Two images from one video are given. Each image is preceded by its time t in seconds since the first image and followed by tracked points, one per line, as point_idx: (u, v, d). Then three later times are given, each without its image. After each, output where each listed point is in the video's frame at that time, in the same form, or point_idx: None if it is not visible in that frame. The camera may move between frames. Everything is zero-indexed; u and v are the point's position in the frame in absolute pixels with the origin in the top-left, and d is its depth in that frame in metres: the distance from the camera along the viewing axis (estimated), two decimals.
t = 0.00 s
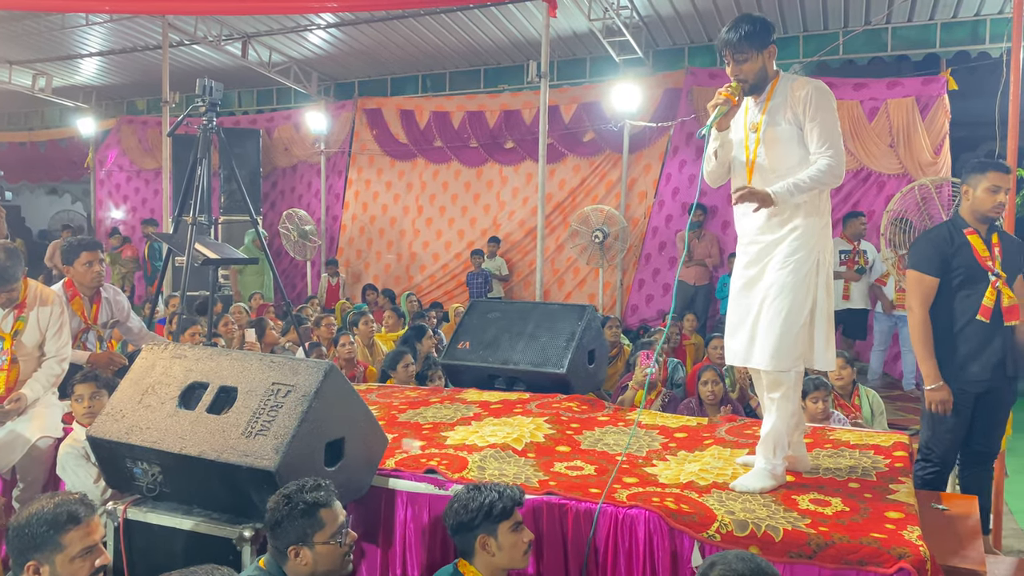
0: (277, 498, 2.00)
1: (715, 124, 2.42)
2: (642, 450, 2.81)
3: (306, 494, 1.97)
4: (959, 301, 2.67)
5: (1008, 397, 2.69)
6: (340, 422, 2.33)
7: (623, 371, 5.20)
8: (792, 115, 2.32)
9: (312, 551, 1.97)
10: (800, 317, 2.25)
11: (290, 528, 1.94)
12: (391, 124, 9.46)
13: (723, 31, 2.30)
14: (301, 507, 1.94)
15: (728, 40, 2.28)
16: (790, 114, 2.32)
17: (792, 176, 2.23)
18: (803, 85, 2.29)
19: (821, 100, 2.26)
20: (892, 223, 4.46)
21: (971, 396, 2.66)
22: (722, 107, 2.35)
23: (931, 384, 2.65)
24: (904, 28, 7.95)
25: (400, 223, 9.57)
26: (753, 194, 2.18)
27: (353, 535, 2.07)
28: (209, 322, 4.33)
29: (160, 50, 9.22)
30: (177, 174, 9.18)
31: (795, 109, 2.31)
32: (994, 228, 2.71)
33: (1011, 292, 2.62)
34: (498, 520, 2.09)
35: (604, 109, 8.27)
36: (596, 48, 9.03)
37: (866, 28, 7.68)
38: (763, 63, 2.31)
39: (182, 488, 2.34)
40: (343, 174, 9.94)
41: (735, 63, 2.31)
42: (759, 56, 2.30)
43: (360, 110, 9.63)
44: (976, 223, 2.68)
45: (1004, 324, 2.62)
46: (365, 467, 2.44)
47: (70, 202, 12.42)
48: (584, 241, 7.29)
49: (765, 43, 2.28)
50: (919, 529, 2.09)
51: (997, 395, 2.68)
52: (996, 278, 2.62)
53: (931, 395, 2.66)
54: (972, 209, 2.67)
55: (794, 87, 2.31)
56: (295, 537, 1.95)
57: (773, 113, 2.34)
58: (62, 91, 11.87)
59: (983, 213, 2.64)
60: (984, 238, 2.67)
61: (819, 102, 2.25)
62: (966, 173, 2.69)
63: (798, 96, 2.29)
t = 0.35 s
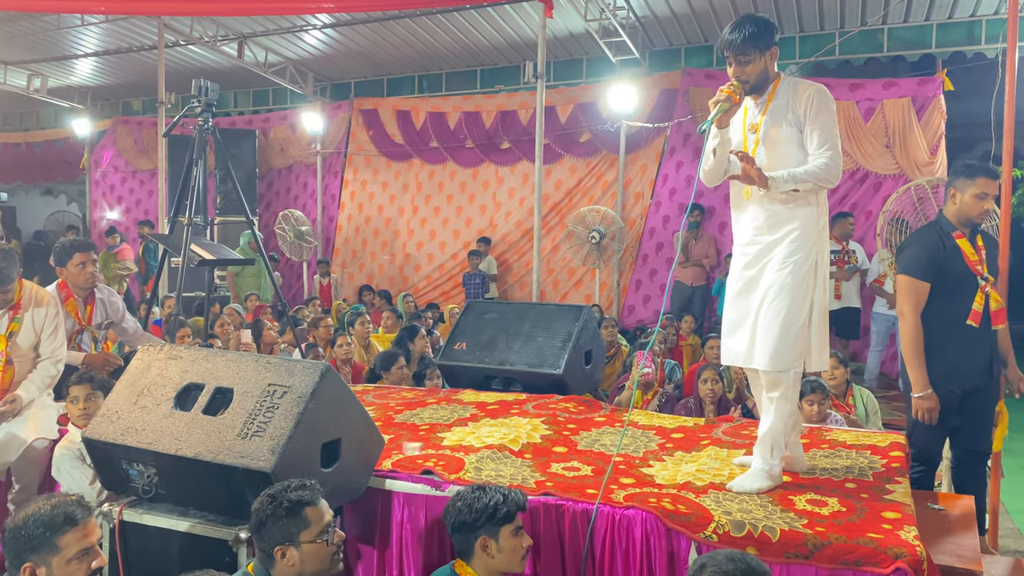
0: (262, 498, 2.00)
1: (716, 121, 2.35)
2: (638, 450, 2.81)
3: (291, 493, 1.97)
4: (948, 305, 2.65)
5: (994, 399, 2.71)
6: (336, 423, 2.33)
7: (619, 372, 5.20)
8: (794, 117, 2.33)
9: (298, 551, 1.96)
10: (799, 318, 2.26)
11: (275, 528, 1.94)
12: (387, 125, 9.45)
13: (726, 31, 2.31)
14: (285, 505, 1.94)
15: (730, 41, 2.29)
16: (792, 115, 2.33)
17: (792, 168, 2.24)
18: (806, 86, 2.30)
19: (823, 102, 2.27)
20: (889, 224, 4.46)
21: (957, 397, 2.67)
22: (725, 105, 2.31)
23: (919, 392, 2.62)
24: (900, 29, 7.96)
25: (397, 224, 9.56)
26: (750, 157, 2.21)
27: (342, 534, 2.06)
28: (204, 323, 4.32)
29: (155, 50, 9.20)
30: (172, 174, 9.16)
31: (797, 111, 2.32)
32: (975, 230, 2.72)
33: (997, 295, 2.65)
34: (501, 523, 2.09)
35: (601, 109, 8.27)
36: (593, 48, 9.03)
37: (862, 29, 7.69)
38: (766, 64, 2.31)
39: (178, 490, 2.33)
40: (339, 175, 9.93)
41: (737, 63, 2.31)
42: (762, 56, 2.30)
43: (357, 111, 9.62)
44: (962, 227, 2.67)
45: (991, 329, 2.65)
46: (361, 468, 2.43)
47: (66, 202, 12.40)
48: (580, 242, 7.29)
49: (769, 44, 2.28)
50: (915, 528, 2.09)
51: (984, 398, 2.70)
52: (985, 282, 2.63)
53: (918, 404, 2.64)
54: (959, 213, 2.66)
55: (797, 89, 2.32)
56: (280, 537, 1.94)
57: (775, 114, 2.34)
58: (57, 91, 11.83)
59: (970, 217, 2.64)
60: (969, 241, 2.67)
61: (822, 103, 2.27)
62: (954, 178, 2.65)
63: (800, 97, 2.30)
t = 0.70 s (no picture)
0: (258, 507, 1.99)
1: (715, 115, 2.38)
2: (636, 450, 2.81)
3: (288, 506, 1.96)
4: (940, 307, 2.65)
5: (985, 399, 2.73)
6: (334, 423, 2.33)
7: (617, 372, 5.20)
8: (794, 116, 2.33)
9: (292, 563, 1.96)
10: (797, 317, 2.26)
11: (271, 538, 1.94)
12: (384, 125, 9.45)
13: (724, 30, 2.31)
14: (283, 518, 1.94)
15: (730, 38, 2.29)
16: (793, 114, 2.33)
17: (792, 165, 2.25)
18: (806, 84, 2.31)
19: (823, 102, 2.28)
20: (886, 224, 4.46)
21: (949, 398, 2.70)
22: (723, 100, 2.33)
23: (928, 395, 2.59)
24: (897, 29, 7.97)
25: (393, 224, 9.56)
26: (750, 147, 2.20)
27: (338, 545, 2.05)
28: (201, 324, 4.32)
29: (152, 50, 9.19)
30: (169, 174, 9.15)
31: (797, 110, 2.32)
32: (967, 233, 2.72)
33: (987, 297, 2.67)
34: (498, 525, 2.09)
35: (598, 109, 8.27)
36: (590, 48, 9.03)
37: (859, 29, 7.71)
38: (764, 62, 2.31)
39: (175, 490, 2.33)
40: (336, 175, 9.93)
41: (736, 61, 2.32)
42: (760, 54, 2.30)
43: (354, 111, 9.62)
44: (955, 230, 2.67)
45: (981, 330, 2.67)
46: (358, 467, 2.43)
47: (63, 202, 12.46)
48: (577, 242, 7.30)
49: (768, 42, 2.28)
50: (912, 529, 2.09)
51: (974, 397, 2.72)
52: (976, 285, 2.65)
53: (927, 406, 2.60)
54: (951, 217, 2.66)
55: (798, 88, 2.32)
56: (276, 548, 1.94)
57: (775, 113, 2.35)
58: (54, 91, 11.82)
59: (963, 222, 2.65)
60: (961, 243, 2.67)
61: (821, 102, 2.28)
62: (959, 181, 2.64)
63: (801, 96, 2.31)
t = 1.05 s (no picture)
0: (247, 496, 2.00)
1: (711, 113, 2.38)
2: (634, 449, 2.81)
3: (274, 492, 1.97)
4: (938, 306, 2.66)
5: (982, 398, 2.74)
6: (331, 420, 2.33)
7: (615, 371, 5.21)
8: (793, 116, 2.33)
9: (283, 549, 1.96)
10: (795, 317, 2.26)
11: (259, 525, 1.94)
12: (382, 124, 9.45)
13: (722, 29, 2.32)
14: (269, 504, 1.94)
15: (727, 38, 2.30)
16: (793, 113, 2.33)
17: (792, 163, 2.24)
18: (804, 84, 2.32)
19: (822, 102, 2.29)
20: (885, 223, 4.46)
21: (946, 397, 2.70)
22: (720, 98, 2.34)
23: (915, 396, 2.61)
24: (895, 29, 7.98)
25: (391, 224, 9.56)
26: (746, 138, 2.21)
27: (328, 531, 2.05)
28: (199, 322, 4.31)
29: (150, 48, 9.19)
30: (167, 173, 9.14)
31: (796, 109, 2.33)
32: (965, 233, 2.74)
33: (985, 297, 2.68)
34: (498, 528, 2.08)
35: (596, 108, 8.26)
36: (588, 47, 9.03)
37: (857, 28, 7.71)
38: (762, 61, 2.31)
39: (174, 489, 2.32)
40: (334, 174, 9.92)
41: (734, 60, 2.32)
42: (758, 53, 2.30)
43: (352, 110, 9.62)
44: (953, 230, 2.68)
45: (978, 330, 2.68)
46: (357, 467, 2.43)
47: (60, 201, 12.40)
48: (575, 241, 7.30)
49: (765, 41, 2.29)
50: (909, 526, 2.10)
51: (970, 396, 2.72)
52: (973, 284, 2.66)
53: (913, 407, 2.63)
54: (950, 217, 2.67)
55: (797, 87, 2.33)
56: (266, 535, 1.95)
57: (774, 113, 2.35)
58: (52, 89, 11.80)
59: (962, 223, 2.66)
60: (959, 243, 2.68)
61: (820, 102, 2.29)
62: (955, 181, 2.66)
63: (800, 95, 2.32)
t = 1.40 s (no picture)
0: (256, 498, 2.00)
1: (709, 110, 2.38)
2: (632, 448, 2.82)
3: (284, 494, 1.97)
4: (941, 301, 2.67)
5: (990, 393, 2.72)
6: (330, 419, 2.32)
7: (613, 369, 5.21)
8: (792, 114, 2.33)
9: (290, 551, 1.96)
10: (794, 315, 2.26)
11: (267, 528, 1.94)
12: (380, 122, 9.45)
13: (721, 26, 2.31)
14: (278, 506, 1.94)
15: (725, 36, 2.29)
16: (792, 112, 2.33)
17: (788, 158, 2.25)
18: (803, 83, 2.32)
19: (821, 100, 2.30)
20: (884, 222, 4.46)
21: (955, 392, 2.69)
22: (718, 95, 2.34)
23: (921, 386, 2.62)
24: (894, 27, 7.98)
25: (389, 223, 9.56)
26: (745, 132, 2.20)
27: (335, 534, 2.06)
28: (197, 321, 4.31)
29: (148, 47, 9.18)
30: (166, 171, 9.13)
31: (795, 107, 2.33)
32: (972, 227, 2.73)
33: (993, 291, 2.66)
34: (497, 522, 2.09)
35: (594, 106, 8.26)
36: (586, 46, 9.03)
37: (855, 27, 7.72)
38: (760, 59, 2.31)
39: (172, 488, 2.32)
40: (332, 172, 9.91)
41: (732, 58, 2.32)
42: (757, 51, 2.30)
43: (350, 108, 9.62)
44: (957, 224, 2.69)
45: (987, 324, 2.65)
46: (355, 465, 2.43)
47: (58, 200, 12.43)
48: (574, 239, 7.30)
49: (763, 39, 2.29)
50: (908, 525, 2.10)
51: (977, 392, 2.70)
52: (980, 278, 2.64)
53: (921, 397, 2.64)
54: (955, 211, 2.68)
55: (796, 85, 2.33)
56: (273, 538, 1.94)
57: (773, 111, 2.35)
58: (50, 88, 11.80)
59: (965, 216, 2.66)
60: (964, 238, 2.68)
61: (819, 100, 2.29)
62: (953, 175, 2.67)
63: (799, 93, 2.32)
